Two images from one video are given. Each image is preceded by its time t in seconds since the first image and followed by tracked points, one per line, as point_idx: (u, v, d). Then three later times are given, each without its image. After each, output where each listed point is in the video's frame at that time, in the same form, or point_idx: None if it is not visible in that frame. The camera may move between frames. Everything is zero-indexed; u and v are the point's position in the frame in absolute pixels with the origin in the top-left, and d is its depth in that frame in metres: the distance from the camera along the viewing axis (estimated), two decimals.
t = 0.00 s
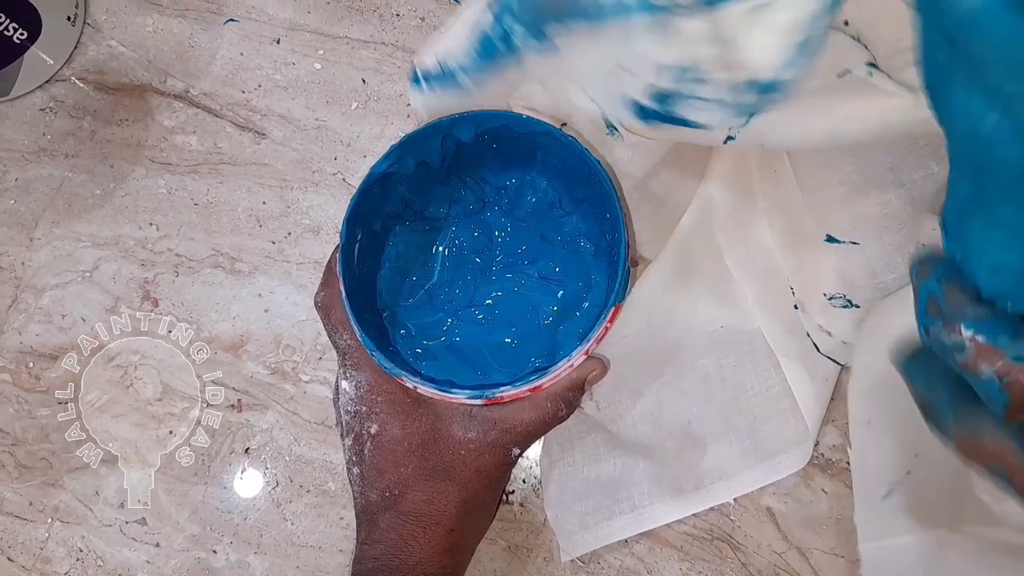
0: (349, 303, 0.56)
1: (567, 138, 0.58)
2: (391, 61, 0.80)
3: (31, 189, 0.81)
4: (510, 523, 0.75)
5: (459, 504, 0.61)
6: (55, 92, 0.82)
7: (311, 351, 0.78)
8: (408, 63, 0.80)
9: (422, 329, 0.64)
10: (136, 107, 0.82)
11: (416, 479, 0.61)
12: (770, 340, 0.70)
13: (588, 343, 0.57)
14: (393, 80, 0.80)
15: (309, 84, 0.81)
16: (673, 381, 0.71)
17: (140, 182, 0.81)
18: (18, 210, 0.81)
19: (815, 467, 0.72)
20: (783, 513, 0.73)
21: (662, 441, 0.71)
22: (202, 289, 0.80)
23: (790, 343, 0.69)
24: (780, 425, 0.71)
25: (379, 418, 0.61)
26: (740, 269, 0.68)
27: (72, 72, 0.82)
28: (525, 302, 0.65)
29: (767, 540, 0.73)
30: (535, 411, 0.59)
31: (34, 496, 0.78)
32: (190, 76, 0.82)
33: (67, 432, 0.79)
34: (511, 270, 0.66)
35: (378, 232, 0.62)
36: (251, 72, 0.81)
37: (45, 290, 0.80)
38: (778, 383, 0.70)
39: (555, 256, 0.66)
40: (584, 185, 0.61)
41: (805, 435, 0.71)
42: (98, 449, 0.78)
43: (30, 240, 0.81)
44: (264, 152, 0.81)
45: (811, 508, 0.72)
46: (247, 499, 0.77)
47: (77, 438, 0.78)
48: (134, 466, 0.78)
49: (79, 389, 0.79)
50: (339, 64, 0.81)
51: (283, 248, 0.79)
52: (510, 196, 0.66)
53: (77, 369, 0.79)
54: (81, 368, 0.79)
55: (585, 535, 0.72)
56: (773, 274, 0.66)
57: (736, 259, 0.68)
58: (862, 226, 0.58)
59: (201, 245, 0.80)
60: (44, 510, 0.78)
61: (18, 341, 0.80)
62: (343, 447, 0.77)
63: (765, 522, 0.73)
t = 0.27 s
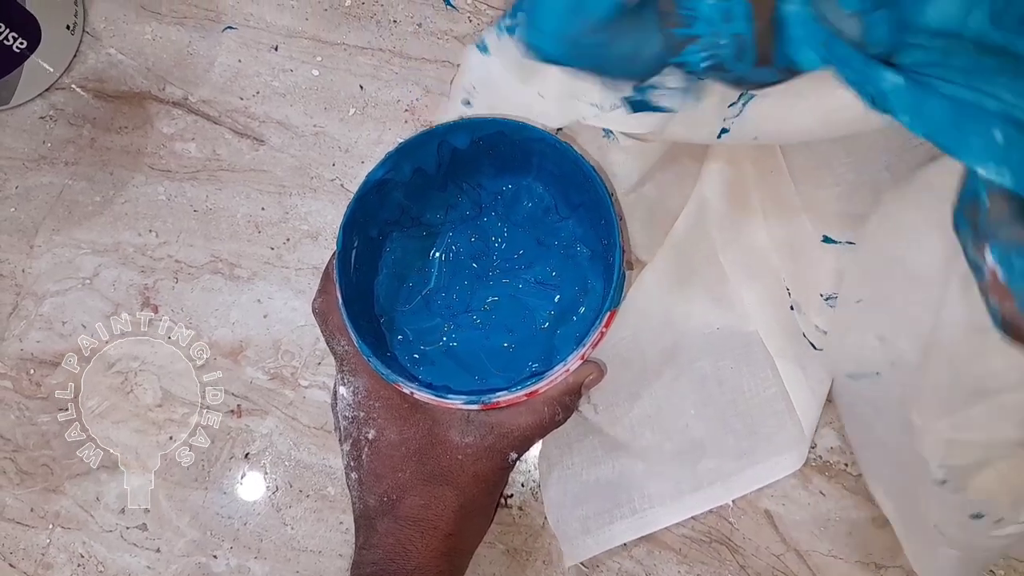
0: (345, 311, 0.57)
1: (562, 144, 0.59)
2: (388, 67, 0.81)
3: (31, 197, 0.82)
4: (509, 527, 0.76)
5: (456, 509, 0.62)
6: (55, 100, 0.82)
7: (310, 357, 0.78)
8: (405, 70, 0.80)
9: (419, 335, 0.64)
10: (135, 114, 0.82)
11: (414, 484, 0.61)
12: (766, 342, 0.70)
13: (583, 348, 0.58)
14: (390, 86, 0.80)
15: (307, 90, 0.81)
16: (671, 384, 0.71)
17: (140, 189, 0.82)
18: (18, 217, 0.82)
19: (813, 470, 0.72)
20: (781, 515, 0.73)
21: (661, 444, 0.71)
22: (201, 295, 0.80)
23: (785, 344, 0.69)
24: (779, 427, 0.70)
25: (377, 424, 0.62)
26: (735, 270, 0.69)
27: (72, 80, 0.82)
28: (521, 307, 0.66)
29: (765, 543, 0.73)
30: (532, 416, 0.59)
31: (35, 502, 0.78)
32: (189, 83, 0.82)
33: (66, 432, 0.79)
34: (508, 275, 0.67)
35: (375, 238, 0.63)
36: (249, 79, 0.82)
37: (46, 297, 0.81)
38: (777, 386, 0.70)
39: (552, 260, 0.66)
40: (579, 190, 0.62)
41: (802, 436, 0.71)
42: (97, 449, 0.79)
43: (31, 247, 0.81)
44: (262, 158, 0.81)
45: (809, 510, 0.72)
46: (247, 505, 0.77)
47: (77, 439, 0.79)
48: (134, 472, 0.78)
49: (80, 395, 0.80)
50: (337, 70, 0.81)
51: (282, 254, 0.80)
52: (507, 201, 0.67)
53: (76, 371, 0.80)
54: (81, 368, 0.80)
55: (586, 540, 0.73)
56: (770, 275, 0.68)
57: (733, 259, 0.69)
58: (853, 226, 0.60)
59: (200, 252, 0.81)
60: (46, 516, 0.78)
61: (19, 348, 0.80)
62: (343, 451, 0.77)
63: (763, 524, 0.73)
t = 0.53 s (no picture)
0: (343, 316, 0.58)
1: (556, 149, 0.60)
2: (386, 73, 0.81)
3: (31, 205, 0.82)
4: (509, 530, 0.76)
5: (456, 513, 0.64)
6: (54, 108, 0.83)
7: (309, 362, 0.78)
8: (402, 75, 0.81)
9: (417, 339, 0.66)
10: (134, 122, 0.83)
11: (413, 488, 0.64)
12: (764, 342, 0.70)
13: (579, 353, 0.59)
14: (387, 92, 0.81)
15: (305, 96, 0.82)
16: (669, 386, 0.71)
17: (139, 196, 0.82)
18: (19, 225, 0.82)
19: (811, 471, 0.73)
20: (780, 516, 0.73)
21: (659, 446, 0.71)
22: (201, 301, 0.81)
23: (783, 344, 0.70)
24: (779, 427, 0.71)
25: (375, 429, 0.63)
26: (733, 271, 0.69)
27: (71, 88, 0.83)
28: (518, 312, 0.67)
29: (764, 544, 0.73)
30: (531, 420, 0.60)
31: (37, 508, 0.79)
32: (187, 91, 0.83)
33: (68, 433, 0.79)
34: (505, 280, 0.68)
35: (372, 244, 0.64)
36: (248, 86, 0.82)
37: (47, 304, 0.81)
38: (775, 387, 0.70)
39: (548, 265, 0.67)
40: (575, 196, 0.63)
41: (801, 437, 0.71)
42: (99, 450, 0.79)
43: (31, 254, 0.82)
44: (261, 165, 0.82)
45: (807, 512, 0.73)
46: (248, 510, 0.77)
47: (78, 440, 0.79)
48: (136, 477, 0.79)
49: (81, 401, 0.80)
50: (335, 77, 0.81)
51: (281, 260, 0.80)
52: (503, 207, 0.68)
53: (77, 369, 0.80)
54: (82, 368, 0.80)
55: (585, 541, 0.73)
56: (766, 273, 0.68)
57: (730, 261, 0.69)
58: (854, 226, 0.61)
59: (199, 258, 0.81)
60: (47, 522, 0.78)
61: (20, 355, 0.80)
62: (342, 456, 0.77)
63: (762, 526, 0.73)
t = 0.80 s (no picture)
0: (340, 319, 0.59)
1: (553, 152, 0.61)
2: (384, 76, 0.81)
3: (31, 209, 0.82)
4: (508, 533, 0.76)
5: (454, 516, 0.64)
6: (53, 112, 0.83)
7: (309, 365, 0.79)
8: (400, 79, 0.81)
9: (415, 342, 0.67)
10: (133, 126, 0.83)
11: (411, 491, 0.64)
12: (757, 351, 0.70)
13: (578, 355, 0.59)
14: (386, 95, 0.81)
15: (304, 100, 0.82)
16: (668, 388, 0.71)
17: (138, 200, 0.82)
18: (18, 229, 0.82)
19: (811, 472, 0.73)
20: (779, 518, 0.73)
21: (658, 448, 0.72)
22: (200, 304, 0.81)
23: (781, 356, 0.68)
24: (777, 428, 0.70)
25: (374, 432, 0.65)
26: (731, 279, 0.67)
27: (71, 93, 0.83)
28: (517, 315, 0.68)
29: (763, 546, 0.73)
30: (529, 422, 0.61)
31: (37, 512, 0.79)
32: (186, 94, 0.83)
33: (68, 433, 0.80)
34: (503, 284, 0.69)
35: (370, 248, 0.65)
36: (247, 90, 0.82)
37: (46, 308, 0.81)
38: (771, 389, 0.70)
39: (546, 269, 0.68)
40: (572, 200, 0.64)
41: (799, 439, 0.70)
42: (99, 450, 0.80)
43: (31, 258, 0.82)
44: (260, 168, 0.82)
45: (807, 513, 0.73)
46: (247, 513, 0.77)
47: (78, 439, 0.80)
48: (135, 481, 0.79)
49: (81, 405, 0.80)
50: (333, 80, 0.82)
51: (280, 263, 0.80)
52: (501, 210, 0.69)
53: (77, 369, 0.81)
54: (82, 368, 0.81)
55: (585, 544, 0.73)
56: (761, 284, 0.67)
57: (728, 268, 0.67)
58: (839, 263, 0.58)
59: (198, 262, 0.81)
60: (47, 526, 0.78)
61: (20, 358, 0.81)
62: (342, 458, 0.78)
63: (761, 527, 0.73)
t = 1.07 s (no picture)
0: (337, 321, 0.59)
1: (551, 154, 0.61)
2: (381, 77, 0.81)
3: (28, 211, 0.82)
4: (506, 535, 0.76)
5: (452, 518, 0.64)
6: (50, 114, 0.83)
7: (306, 367, 0.79)
8: (397, 80, 0.81)
9: (413, 344, 0.67)
10: (130, 127, 0.83)
11: (409, 493, 0.65)
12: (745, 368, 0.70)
13: (576, 357, 0.59)
14: (383, 96, 0.81)
15: (301, 101, 0.82)
16: (666, 390, 0.71)
17: (135, 201, 0.82)
18: (14, 231, 0.82)
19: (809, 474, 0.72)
20: (777, 519, 0.73)
21: (656, 449, 0.71)
22: (197, 306, 0.81)
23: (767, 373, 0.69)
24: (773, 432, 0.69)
25: (371, 433, 0.65)
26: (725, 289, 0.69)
27: (68, 94, 0.83)
28: (515, 316, 0.68)
29: (761, 547, 0.73)
30: (527, 424, 0.62)
31: (34, 515, 0.78)
32: (183, 96, 0.83)
33: (67, 432, 0.79)
34: (501, 285, 0.69)
35: (368, 250, 0.65)
36: (244, 91, 0.82)
37: (43, 310, 0.81)
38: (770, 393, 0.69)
39: (543, 270, 0.68)
40: (570, 202, 0.64)
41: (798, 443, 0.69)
42: (98, 449, 0.79)
43: (27, 261, 0.82)
44: (257, 170, 0.82)
45: (805, 515, 0.72)
46: (245, 515, 0.77)
47: (77, 439, 0.79)
48: (132, 483, 0.79)
49: (78, 407, 0.80)
50: (330, 81, 0.82)
51: (277, 265, 0.80)
52: (498, 211, 0.69)
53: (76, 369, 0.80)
54: (81, 367, 0.80)
55: (577, 545, 0.73)
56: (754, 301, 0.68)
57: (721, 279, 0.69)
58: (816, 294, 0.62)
59: (195, 263, 0.81)
60: (44, 528, 0.78)
61: (16, 361, 0.80)
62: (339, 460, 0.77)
63: (759, 529, 0.73)
